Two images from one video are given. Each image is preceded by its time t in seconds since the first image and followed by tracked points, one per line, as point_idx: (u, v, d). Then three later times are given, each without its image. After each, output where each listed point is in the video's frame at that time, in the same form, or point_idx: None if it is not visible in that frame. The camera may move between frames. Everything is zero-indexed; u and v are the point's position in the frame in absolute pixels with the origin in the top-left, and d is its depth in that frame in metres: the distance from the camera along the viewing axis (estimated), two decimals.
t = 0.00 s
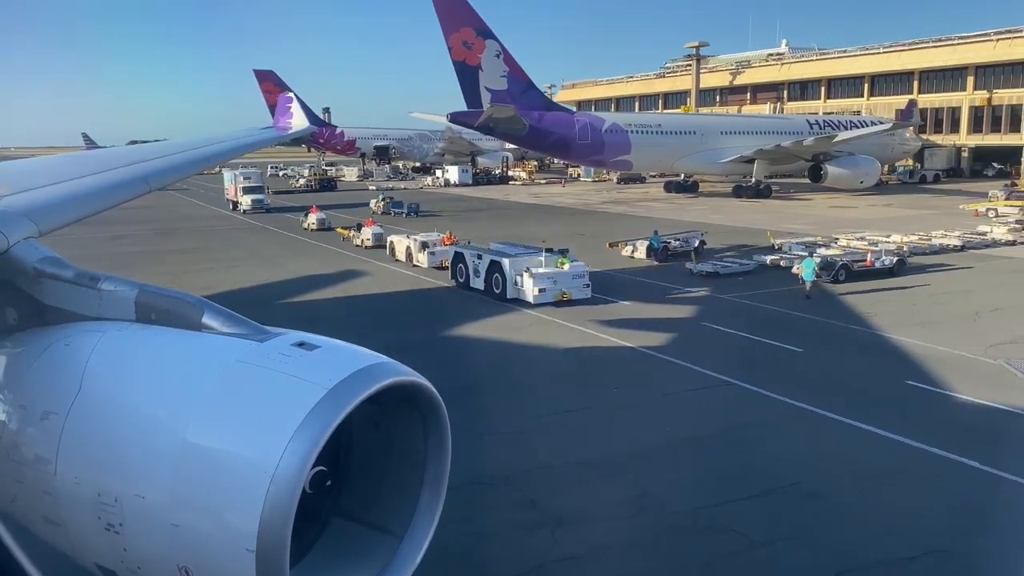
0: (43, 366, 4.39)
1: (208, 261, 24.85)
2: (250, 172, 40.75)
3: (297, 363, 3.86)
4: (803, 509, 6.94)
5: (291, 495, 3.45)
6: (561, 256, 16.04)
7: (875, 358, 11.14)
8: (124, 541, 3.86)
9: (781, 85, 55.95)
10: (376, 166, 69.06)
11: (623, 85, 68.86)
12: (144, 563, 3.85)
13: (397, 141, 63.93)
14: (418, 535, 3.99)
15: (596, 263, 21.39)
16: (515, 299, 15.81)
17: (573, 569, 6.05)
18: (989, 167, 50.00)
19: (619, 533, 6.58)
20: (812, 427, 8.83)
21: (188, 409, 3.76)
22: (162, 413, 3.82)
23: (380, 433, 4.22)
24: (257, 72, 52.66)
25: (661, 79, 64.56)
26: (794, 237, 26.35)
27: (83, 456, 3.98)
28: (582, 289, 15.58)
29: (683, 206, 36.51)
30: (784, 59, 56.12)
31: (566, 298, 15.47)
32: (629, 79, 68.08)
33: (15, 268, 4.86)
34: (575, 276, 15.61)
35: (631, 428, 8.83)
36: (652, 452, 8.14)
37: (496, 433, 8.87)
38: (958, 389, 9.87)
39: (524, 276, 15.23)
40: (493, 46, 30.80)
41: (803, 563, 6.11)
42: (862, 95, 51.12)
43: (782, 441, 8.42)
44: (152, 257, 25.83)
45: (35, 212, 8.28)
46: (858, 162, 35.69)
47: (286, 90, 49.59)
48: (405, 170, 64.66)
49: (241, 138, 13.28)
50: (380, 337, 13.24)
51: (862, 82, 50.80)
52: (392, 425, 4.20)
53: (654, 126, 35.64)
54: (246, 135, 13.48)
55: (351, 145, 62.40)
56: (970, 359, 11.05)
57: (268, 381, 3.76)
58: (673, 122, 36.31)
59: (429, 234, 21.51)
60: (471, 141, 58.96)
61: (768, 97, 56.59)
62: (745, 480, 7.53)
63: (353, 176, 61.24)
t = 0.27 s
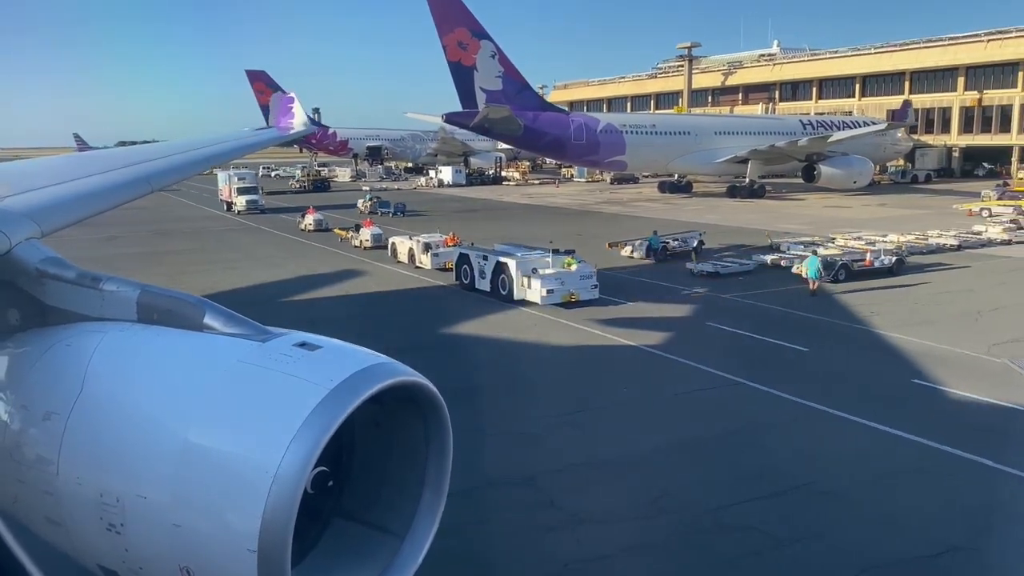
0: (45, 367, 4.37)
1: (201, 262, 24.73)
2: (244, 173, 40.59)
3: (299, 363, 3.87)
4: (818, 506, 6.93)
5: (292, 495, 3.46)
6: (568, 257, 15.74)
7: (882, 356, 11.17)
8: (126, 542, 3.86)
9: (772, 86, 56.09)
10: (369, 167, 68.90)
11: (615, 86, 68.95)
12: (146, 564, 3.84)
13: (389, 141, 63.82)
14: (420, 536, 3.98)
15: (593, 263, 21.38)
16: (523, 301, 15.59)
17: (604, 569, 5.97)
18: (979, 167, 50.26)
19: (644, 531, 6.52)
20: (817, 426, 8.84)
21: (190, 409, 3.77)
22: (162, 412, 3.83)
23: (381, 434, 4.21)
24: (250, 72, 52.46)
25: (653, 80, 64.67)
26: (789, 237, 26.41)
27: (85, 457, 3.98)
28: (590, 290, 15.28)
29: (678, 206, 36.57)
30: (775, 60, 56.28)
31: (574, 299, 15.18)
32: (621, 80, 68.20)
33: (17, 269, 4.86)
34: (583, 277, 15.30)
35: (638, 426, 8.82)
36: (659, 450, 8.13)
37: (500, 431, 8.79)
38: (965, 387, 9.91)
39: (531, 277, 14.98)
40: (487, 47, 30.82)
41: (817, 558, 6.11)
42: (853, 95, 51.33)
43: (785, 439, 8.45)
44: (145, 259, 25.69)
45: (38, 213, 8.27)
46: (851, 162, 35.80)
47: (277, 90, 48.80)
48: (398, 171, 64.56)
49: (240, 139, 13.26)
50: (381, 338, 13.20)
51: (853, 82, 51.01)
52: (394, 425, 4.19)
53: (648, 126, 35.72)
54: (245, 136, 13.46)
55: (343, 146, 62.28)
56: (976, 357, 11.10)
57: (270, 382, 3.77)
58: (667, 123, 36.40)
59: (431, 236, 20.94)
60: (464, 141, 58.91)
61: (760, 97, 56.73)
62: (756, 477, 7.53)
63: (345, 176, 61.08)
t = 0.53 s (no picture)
0: (47, 366, 4.35)
1: (195, 263, 24.60)
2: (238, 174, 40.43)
3: (301, 364, 3.83)
4: (831, 505, 6.93)
5: (294, 497, 3.41)
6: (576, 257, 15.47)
7: (888, 356, 11.21)
8: (128, 543, 3.81)
9: (764, 86, 56.25)
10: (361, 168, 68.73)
11: (607, 87, 69.14)
12: (148, 564, 3.79)
13: (382, 142, 63.70)
14: (422, 536, 3.91)
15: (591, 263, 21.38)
16: (530, 303, 15.38)
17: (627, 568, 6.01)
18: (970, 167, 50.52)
19: (667, 531, 6.55)
20: (824, 426, 8.80)
21: (193, 409, 3.72)
22: (162, 413, 3.79)
23: (384, 434, 4.15)
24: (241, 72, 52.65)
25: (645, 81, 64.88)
26: (785, 237, 26.46)
27: (86, 457, 3.94)
28: (599, 291, 15.00)
29: (673, 206, 36.61)
30: (767, 60, 56.43)
31: (582, 301, 14.92)
32: (613, 80, 68.38)
33: (18, 269, 4.86)
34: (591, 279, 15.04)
35: (643, 425, 8.81)
36: (666, 450, 8.11)
37: (502, 431, 8.80)
38: (971, 385, 9.95)
39: (539, 278, 14.73)
40: (483, 47, 30.70)
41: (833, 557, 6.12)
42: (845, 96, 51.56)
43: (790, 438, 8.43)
44: (138, 261, 25.55)
45: (43, 213, 8.24)
46: (845, 162, 35.91)
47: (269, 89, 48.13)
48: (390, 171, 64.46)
49: (239, 139, 13.24)
50: (383, 339, 13.15)
51: (845, 83, 51.23)
52: (396, 426, 4.12)
53: (643, 127, 35.77)
54: (245, 137, 13.45)
55: (335, 147, 62.14)
56: (979, 355, 11.16)
57: (270, 383, 3.73)
58: (661, 123, 36.47)
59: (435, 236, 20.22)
60: (456, 141, 58.83)
61: (752, 98, 56.88)
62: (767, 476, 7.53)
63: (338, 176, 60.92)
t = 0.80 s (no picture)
0: (50, 367, 4.35)
1: (190, 264, 24.48)
2: (233, 175, 40.26)
3: (304, 363, 3.79)
4: (843, 505, 6.96)
5: (296, 497, 3.38)
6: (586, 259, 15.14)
7: (895, 355, 11.21)
8: (131, 542, 3.80)
9: (758, 86, 56.37)
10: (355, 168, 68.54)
11: (600, 87, 69.28)
12: (151, 564, 3.78)
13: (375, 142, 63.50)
14: (426, 533, 3.88)
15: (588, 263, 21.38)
16: (540, 305, 15.12)
17: (651, 568, 6.02)
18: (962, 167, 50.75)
19: (690, 530, 6.57)
20: (827, 424, 8.78)
21: (195, 409, 3.70)
22: (164, 413, 3.77)
23: (387, 433, 4.11)
24: (233, 72, 52.74)
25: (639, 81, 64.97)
26: (782, 238, 26.50)
27: (89, 457, 3.92)
28: (609, 293, 14.64)
29: (669, 206, 36.62)
30: (760, 61, 56.58)
31: (593, 302, 14.57)
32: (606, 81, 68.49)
33: (22, 270, 4.89)
34: (601, 280, 14.69)
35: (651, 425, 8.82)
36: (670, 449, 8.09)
37: (505, 429, 8.80)
38: (978, 383, 9.97)
39: (548, 280, 14.42)
40: (479, 47, 30.82)
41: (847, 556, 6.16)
42: (838, 96, 51.72)
43: (792, 437, 8.46)
44: (132, 262, 25.38)
45: (47, 214, 8.21)
46: (840, 162, 36.00)
47: (261, 89, 47.84)
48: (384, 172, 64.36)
49: (242, 140, 13.23)
50: (385, 339, 13.11)
51: (837, 83, 51.41)
52: (399, 425, 4.08)
53: (638, 127, 35.81)
54: (249, 138, 13.44)
55: (329, 147, 62.02)
56: (984, 353, 11.20)
57: (271, 383, 3.69)
58: (656, 124, 36.55)
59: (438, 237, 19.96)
60: (450, 142, 58.77)
61: (745, 98, 57.00)
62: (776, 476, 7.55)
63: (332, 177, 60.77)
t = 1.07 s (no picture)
0: (53, 366, 4.34)
1: (184, 265, 24.34)
2: (228, 175, 40.07)
3: (306, 364, 3.80)
4: (862, 502, 6.82)
5: (299, 496, 3.38)
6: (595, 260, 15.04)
7: (904, 354, 11.21)
8: (133, 543, 3.78)
9: (750, 87, 56.49)
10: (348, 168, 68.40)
11: (592, 87, 69.43)
12: (153, 564, 3.76)
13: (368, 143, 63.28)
14: (427, 533, 3.88)
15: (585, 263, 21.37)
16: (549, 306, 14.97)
17: (675, 561, 5.95)
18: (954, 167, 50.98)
19: (713, 528, 6.38)
20: (828, 421, 8.79)
21: (198, 409, 3.70)
22: (166, 412, 3.76)
23: (388, 434, 4.12)
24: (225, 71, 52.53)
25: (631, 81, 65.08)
26: (780, 237, 26.53)
27: (91, 457, 3.91)
28: (619, 293, 14.52)
29: (665, 206, 36.62)
30: (752, 61, 56.71)
31: (603, 303, 14.44)
32: (599, 81, 68.63)
33: (25, 271, 4.91)
34: (610, 280, 14.57)
35: (659, 424, 8.65)
36: (673, 445, 8.09)
37: (512, 426, 8.76)
38: (981, 381, 10.01)
39: (558, 281, 14.29)
40: (475, 47, 30.67)
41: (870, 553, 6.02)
42: (830, 96, 51.89)
43: (797, 434, 8.36)
44: (124, 263, 25.20)
45: (48, 214, 8.16)
46: (834, 162, 36.08)
47: (254, 89, 47.59)
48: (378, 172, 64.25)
49: (243, 141, 13.21)
50: (387, 339, 13.05)
51: (830, 84, 51.58)
52: (400, 425, 4.09)
53: (634, 127, 35.84)
54: (251, 139, 13.44)
55: (322, 147, 61.84)
56: (988, 352, 11.23)
57: (272, 384, 3.70)
58: (652, 124, 36.61)
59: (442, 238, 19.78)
60: (443, 142, 58.70)
61: (738, 99, 57.11)
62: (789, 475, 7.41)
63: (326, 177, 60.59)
